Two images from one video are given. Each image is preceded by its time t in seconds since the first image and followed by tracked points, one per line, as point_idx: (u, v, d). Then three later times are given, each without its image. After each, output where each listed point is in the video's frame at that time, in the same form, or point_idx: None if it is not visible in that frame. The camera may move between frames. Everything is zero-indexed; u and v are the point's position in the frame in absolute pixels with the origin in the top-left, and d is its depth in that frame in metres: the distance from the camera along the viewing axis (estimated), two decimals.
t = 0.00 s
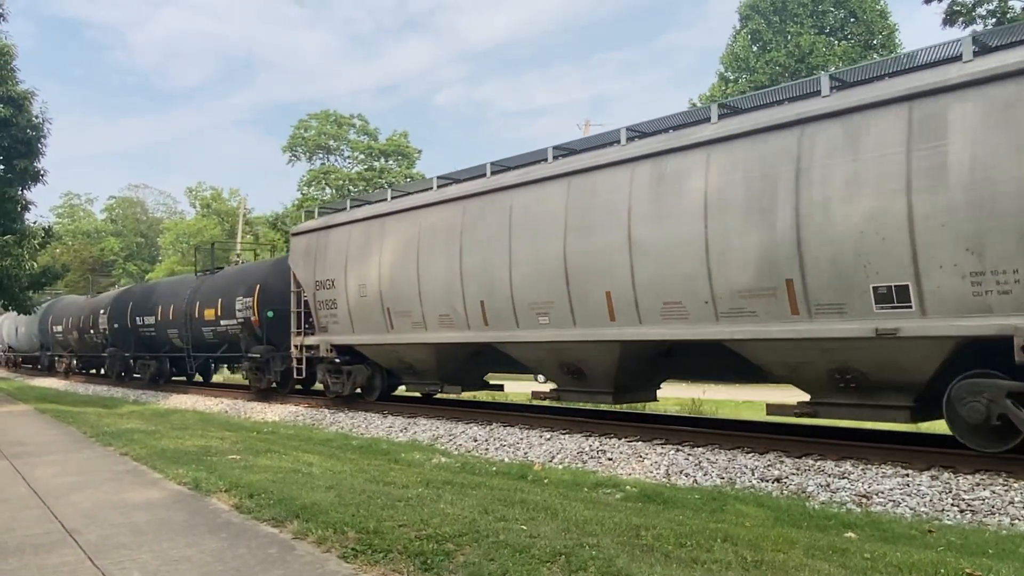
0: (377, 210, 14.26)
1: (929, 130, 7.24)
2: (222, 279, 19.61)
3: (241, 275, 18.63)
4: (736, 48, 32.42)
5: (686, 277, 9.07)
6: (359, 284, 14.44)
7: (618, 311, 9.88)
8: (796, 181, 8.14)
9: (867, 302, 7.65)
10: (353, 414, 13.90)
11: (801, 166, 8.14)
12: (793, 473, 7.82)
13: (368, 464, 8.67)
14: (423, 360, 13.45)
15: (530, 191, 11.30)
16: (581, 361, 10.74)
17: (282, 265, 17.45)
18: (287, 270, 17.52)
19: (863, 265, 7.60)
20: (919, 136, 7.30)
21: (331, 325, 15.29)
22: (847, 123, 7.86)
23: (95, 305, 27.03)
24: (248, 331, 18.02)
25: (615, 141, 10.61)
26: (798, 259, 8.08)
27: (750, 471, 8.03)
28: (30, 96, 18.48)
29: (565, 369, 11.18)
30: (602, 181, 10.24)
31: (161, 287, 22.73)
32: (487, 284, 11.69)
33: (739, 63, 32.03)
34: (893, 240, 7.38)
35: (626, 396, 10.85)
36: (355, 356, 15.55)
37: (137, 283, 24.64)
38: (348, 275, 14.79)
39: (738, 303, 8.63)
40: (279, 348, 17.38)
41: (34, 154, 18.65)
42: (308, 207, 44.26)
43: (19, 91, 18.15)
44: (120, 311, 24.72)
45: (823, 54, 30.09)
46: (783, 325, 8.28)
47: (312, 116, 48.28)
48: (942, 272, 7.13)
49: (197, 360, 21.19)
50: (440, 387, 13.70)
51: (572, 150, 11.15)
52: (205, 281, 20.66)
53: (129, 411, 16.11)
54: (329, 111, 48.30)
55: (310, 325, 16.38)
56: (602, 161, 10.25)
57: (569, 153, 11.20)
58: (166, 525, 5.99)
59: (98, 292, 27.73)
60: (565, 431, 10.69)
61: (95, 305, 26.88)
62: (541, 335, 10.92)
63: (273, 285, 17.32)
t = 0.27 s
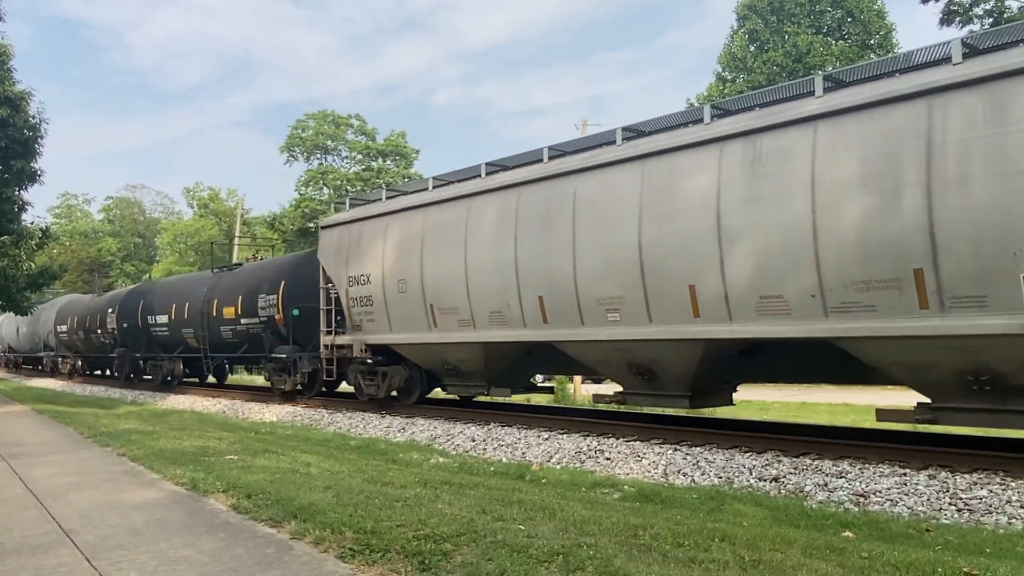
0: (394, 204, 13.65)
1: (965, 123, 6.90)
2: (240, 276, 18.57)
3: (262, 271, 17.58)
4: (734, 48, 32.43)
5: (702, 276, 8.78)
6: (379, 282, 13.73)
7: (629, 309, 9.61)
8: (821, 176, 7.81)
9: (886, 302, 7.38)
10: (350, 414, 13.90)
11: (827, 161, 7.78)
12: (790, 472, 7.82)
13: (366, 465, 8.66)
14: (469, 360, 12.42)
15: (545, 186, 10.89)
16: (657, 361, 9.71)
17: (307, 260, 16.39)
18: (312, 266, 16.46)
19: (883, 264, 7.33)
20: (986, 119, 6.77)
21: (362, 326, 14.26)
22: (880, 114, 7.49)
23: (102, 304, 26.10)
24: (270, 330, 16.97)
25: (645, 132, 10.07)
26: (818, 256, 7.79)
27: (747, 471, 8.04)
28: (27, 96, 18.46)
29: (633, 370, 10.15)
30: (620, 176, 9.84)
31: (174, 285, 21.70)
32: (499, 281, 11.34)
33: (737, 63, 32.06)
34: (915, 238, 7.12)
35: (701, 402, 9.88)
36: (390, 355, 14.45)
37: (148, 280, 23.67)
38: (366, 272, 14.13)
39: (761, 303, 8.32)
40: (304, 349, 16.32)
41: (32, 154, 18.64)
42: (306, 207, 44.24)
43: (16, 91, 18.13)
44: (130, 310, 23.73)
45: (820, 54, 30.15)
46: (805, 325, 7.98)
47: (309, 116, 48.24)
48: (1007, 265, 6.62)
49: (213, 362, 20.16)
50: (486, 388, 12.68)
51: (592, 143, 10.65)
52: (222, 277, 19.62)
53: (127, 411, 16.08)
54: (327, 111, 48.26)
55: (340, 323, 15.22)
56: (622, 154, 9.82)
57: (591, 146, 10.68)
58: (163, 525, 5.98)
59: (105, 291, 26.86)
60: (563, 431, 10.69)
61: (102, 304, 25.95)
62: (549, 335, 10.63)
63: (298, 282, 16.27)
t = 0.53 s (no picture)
0: (416, 197, 13.19)
1: (1016, 113, 6.62)
2: (264, 272, 17.76)
3: (288, 266, 16.78)
4: (730, 48, 32.46)
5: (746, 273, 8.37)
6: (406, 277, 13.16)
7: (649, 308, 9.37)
8: (869, 168, 7.47)
9: (943, 299, 7.05)
10: (347, 414, 13.90)
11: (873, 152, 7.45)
12: (787, 472, 7.83)
13: (362, 465, 8.66)
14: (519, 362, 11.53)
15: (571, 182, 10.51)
16: (748, 364, 8.82)
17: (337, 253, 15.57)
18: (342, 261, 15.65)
19: (939, 259, 7.00)
20: None
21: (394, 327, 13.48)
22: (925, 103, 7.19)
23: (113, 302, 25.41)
24: (297, 328, 16.16)
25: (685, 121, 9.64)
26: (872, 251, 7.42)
27: (743, 470, 8.05)
28: (23, 96, 18.44)
29: (714, 372, 9.26)
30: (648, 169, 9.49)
31: (192, 282, 20.96)
32: (516, 278, 11.08)
33: (733, 63, 32.08)
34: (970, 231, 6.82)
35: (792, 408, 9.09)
36: (429, 354, 13.54)
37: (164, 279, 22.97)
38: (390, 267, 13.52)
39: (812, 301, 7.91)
40: (332, 348, 15.45)
41: (28, 155, 18.62)
42: (302, 208, 44.20)
43: (12, 92, 18.11)
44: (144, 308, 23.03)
45: (816, 54, 30.18)
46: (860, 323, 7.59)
47: (306, 117, 48.21)
48: None
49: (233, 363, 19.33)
50: (539, 391, 11.78)
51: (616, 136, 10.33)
52: (244, 274, 18.85)
53: (123, 412, 16.06)
54: (324, 111, 48.22)
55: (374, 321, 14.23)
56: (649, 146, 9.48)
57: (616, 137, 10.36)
58: (159, 526, 5.97)
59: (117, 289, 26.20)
60: (560, 431, 10.68)
61: (114, 302, 25.27)
62: (570, 335, 10.35)
63: (326, 277, 15.44)
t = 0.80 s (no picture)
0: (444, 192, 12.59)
1: None
2: (288, 269, 16.98)
3: (316, 262, 16.01)
4: (727, 48, 32.49)
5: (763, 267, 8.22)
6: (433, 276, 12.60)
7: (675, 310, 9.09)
8: (888, 165, 7.31)
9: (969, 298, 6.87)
10: (344, 415, 13.89)
11: (895, 148, 7.28)
12: (783, 472, 7.84)
13: (359, 466, 8.66)
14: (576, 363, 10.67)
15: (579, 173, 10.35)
16: (856, 366, 7.92)
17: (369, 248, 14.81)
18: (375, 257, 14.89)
19: (963, 256, 6.84)
20: None
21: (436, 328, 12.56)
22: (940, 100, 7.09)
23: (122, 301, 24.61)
24: (326, 328, 15.38)
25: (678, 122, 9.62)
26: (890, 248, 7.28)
27: (740, 471, 8.05)
28: (18, 97, 18.41)
29: (815, 376, 8.35)
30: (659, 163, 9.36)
31: (208, 281, 20.20)
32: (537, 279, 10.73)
33: (730, 63, 32.11)
34: (1001, 228, 6.63)
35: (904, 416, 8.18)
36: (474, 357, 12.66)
37: (176, 277, 22.20)
38: (420, 264, 12.86)
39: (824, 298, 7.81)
40: (365, 349, 14.65)
41: (24, 155, 18.59)
42: (299, 208, 44.13)
43: (8, 92, 18.08)
44: (156, 308, 22.25)
45: (813, 55, 30.21)
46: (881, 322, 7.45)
47: (303, 117, 48.18)
48: None
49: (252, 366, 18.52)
50: (601, 395, 10.77)
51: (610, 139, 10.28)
52: (265, 271, 18.06)
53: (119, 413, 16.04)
54: (320, 112, 48.17)
55: (413, 319, 13.39)
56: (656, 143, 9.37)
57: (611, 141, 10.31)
58: (155, 527, 5.96)
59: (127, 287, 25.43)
60: (557, 432, 10.68)
61: (123, 302, 24.49)
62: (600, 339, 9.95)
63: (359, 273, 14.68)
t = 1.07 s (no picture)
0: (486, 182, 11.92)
1: None
2: (320, 266, 16.24)
3: (350, 258, 15.32)
4: (725, 49, 32.53)
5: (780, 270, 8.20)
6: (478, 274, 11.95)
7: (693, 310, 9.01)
8: (904, 164, 7.30)
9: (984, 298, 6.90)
10: (342, 417, 13.88)
11: (909, 148, 7.28)
12: (782, 474, 7.84)
13: (358, 468, 8.65)
14: (657, 366, 9.87)
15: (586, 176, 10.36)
16: (994, 369, 7.18)
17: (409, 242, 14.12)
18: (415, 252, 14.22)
19: (974, 256, 6.87)
20: None
21: (492, 327, 11.71)
22: (953, 101, 7.10)
23: (135, 301, 23.85)
24: (361, 327, 14.67)
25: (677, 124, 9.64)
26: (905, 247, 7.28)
27: (739, 472, 8.06)
28: (16, 98, 18.38)
29: (943, 380, 7.62)
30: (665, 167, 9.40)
31: (229, 279, 19.45)
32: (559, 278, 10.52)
33: (728, 65, 32.13)
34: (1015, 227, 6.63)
35: None
36: (529, 360, 11.88)
37: (194, 275, 21.45)
38: (467, 259, 12.08)
39: (841, 299, 7.79)
40: (404, 349, 13.91)
41: (21, 157, 18.56)
42: (297, 209, 44.07)
43: (5, 94, 18.06)
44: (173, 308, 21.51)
45: (811, 56, 30.22)
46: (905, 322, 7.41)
47: (301, 119, 48.16)
48: None
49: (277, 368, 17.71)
50: (678, 400, 10.00)
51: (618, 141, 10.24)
52: (294, 268, 17.31)
53: (117, 415, 16.03)
54: (318, 113, 48.12)
55: (461, 318, 12.58)
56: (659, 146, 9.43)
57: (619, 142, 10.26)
58: (153, 529, 5.95)
59: (140, 286, 24.63)
60: (556, 433, 10.68)
61: (137, 301, 23.74)
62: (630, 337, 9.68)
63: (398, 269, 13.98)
